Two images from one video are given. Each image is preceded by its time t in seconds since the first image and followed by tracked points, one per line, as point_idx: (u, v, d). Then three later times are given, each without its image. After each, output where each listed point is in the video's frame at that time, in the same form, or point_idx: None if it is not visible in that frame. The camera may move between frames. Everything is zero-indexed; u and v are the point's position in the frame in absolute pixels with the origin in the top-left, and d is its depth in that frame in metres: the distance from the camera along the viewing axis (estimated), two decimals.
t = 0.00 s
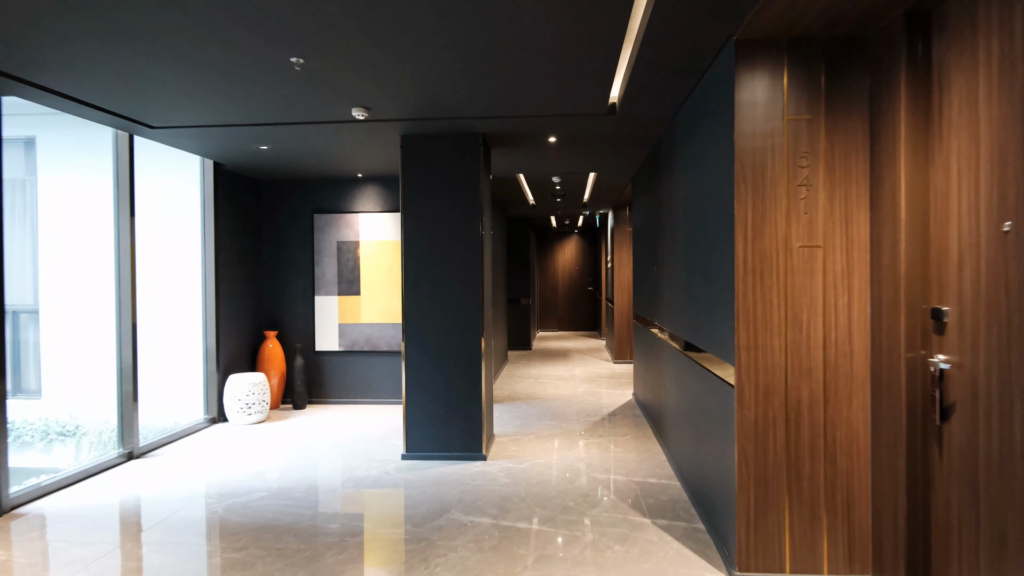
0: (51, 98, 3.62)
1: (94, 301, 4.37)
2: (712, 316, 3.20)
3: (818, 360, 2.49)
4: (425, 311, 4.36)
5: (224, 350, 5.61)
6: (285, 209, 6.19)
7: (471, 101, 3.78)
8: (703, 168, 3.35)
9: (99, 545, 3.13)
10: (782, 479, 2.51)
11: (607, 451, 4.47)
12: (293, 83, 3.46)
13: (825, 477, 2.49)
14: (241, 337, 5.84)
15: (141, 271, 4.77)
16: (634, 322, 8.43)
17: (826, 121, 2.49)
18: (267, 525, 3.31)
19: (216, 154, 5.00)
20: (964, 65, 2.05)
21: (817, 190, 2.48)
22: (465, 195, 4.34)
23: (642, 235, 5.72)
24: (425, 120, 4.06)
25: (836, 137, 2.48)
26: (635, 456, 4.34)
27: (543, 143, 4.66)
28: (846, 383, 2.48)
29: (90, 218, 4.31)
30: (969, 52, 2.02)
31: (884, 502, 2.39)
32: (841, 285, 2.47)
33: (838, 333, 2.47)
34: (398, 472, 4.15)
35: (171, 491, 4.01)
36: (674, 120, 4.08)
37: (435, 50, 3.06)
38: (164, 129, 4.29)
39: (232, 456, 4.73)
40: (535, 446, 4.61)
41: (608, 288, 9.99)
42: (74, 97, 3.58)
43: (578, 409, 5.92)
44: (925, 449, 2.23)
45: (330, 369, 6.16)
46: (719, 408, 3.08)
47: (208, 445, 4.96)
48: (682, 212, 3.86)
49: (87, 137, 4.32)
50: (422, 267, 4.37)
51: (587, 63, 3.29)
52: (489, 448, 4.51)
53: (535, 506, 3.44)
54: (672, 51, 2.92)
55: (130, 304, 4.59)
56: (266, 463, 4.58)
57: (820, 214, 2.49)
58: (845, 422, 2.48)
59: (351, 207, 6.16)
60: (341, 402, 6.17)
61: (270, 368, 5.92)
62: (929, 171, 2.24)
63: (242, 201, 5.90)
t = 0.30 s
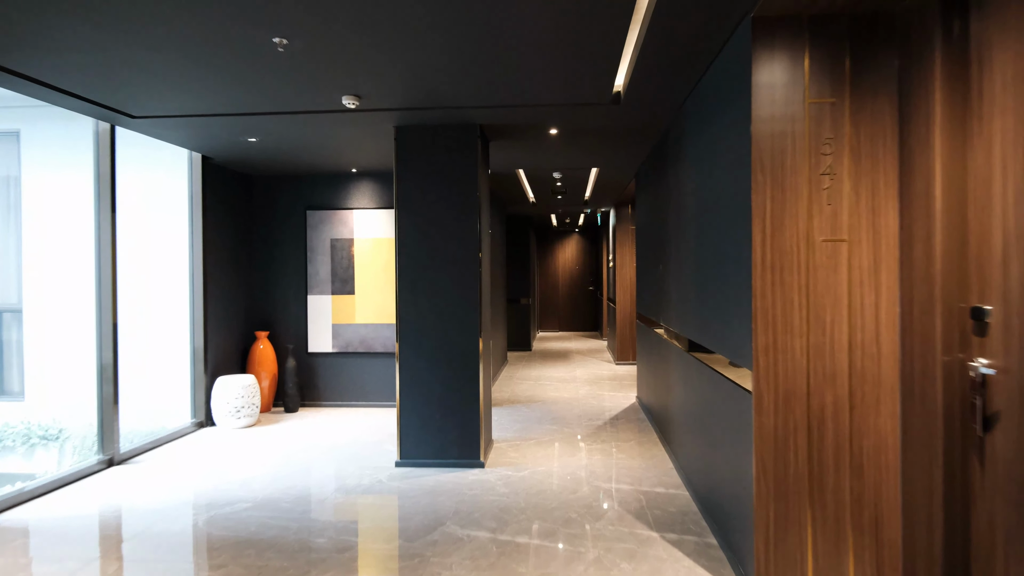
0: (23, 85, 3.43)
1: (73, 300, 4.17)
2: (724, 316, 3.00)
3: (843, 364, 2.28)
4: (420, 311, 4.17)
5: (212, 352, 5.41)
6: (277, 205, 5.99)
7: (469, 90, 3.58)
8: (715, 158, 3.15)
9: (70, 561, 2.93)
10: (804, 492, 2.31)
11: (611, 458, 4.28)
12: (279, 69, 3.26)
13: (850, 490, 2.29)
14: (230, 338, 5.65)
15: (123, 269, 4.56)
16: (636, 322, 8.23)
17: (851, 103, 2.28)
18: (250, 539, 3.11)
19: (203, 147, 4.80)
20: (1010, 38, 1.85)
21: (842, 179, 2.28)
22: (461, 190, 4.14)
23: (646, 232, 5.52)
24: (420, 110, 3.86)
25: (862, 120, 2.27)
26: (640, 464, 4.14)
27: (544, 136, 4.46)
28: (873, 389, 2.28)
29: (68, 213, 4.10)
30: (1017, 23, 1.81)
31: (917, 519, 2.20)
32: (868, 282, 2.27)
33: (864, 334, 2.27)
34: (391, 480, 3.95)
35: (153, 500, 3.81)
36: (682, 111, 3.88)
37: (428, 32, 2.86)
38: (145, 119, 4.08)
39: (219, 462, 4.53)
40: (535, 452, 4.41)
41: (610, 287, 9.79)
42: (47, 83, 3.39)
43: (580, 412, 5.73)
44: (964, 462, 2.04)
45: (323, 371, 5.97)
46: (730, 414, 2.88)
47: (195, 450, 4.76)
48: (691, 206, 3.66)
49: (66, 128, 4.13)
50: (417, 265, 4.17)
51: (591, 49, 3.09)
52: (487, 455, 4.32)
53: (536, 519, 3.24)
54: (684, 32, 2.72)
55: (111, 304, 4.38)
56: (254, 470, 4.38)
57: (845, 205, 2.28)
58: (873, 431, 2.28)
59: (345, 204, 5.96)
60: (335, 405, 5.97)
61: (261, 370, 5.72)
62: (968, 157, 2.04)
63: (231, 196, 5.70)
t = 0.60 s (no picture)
0: None
1: (54, 302, 3.97)
2: (738, 321, 2.81)
3: (871, 375, 2.10)
4: (415, 315, 3.98)
5: (201, 356, 5.22)
6: (270, 205, 5.81)
7: (467, 82, 3.40)
8: (728, 153, 2.96)
9: None
10: (828, 514, 2.12)
11: (615, 468, 4.09)
12: (265, 59, 3.07)
13: (879, 512, 2.11)
14: (220, 342, 5.46)
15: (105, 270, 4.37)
16: (639, 325, 8.04)
17: (881, 92, 2.10)
18: (233, 559, 2.93)
19: (190, 144, 4.62)
20: None
21: (870, 174, 2.10)
22: (458, 188, 3.96)
23: (650, 233, 5.34)
24: (415, 104, 3.67)
25: (892, 110, 2.09)
26: (645, 475, 3.95)
27: (545, 132, 4.28)
28: (903, 403, 2.09)
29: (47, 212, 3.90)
30: None
31: (952, 544, 2.02)
32: (899, 286, 2.09)
33: (895, 343, 2.09)
34: (384, 493, 3.76)
35: (135, 514, 3.62)
36: (690, 105, 3.70)
37: (423, 18, 2.67)
38: (127, 113, 3.89)
39: (206, 472, 4.34)
40: (536, 462, 4.23)
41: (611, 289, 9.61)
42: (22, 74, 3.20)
43: (581, 418, 5.54)
44: (1009, 485, 1.87)
45: (317, 376, 5.79)
46: (745, 425, 2.70)
47: (182, 460, 4.57)
48: (700, 205, 3.48)
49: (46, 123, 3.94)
50: (412, 266, 3.99)
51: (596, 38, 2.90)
52: (486, 465, 4.13)
53: (538, 537, 3.05)
54: (696, 17, 2.54)
55: (92, 305, 4.19)
56: (242, 480, 4.19)
57: (874, 203, 2.10)
58: (903, 448, 2.10)
59: (340, 204, 5.78)
60: (329, 410, 5.79)
61: (252, 375, 5.53)
62: (1014, 154, 1.87)
63: (222, 195, 5.52)
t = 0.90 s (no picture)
0: None
1: (30, 301, 3.78)
2: (751, 325, 2.63)
3: (901, 384, 1.93)
4: (409, 317, 3.80)
5: (189, 359, 5.04)
6: (261, 202, 5.63)
7: (463, 72, 3.22)
8: (739, 145, 2.78)
9: None
10: (853, 537, 1.95)
11: (618, 477, 3.91)
12: (248, 46, 2.89)
13: (910, 534, 1.93)
14: (210, 344, 5.29)
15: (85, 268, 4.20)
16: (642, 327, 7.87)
17: (913, 77, 1.92)
18: None
19: (177, 139, 4.45)
20: None
21: (901, 166, 1.92)
22: (455, 185, 3.79)
23: (653, 231, 5.16)
24: (409, 96, 3.50)
25: (925, 96, 1.91)
26: (650, 485, 3.77)
27: (545, 126, 4.10)
28: (936, 416, 1.92)
29: (23, 210, 3.70)
30: None
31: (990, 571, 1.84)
32: (931, 288, 1.92)
33: (927, 350, 1.91)
34: (376, 503, 3.58)
35: (114, 526, 3.44)
36: (697, 97, 3.52)
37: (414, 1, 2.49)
38: (107, 106, 3.71)
39: (191, 480, 4.17)
40: (535, 471, 4.05)
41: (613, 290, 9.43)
42: None
43: (582, 423, 5.36)
44: None
45: (310, 379, 5.62)
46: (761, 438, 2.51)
47: (167, 467, 4.40)
48: (708, 202, 3.30)
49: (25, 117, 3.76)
50: (406, 266, 3.81)
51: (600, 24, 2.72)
52: (483, 474, 3.95)
53: (537, 553, 2.87)
54: None
55: (70, 305, 4.01)
56: (228, 489, 4.01)
57: (904, 197, 1.92)
58: (937, 465, 1.92)
59: (333, 201, 5.60)
60: (322, 415, 5.61)
61: (242, 378, 5.35)
62: None
63: (211, 193, 5.34)
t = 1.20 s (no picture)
0: None
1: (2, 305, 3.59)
2: (764, 333, 2.43)
3: (939, 401, 1.73)
4: (402, 322, 3.61)
5: (175, 364, 4.85)
6: (251, 201, 5.45)
7: (457, 64, 3.03)
8: (751, 139, 2.58)
9: None
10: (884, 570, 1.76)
11: (621, 490, 3.72)
12: (226, 35, 2.70)
13: (947, 569, 1.74)
14: (197, 349, 5.10)
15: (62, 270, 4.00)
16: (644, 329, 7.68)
17: (952, 60, 1.72)
18: None
19: (160, 135, 4.26)
20: None
21: (939, 159, 1.73)
22: (449, 183, 3.60)
23: (657, 232, 4.97)
24: (401, 89, 3.31)
25: (966, 81, 1.72)
26: (654, 499, 3.59)
27: (545, 121, 3.91)
28: (978, 437, 1.72)
29: None
30: None
31: None
32: (973, 295, 1.72)
33: (967, 364, 1.72)
34: (366, 519, 3.40)
35: (88, 543, 3.25)
36: (705, 90, 3.33)
37: None
38: (83, 100, 3.52)
39: (174, 492, 3.98)
40: (535, 483, 3.86)
41: (614, 291, 9.24)
42: None
43: (583, 430, 5.17)
44: None
45: (302, 384, 5.43)
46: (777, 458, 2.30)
47: (151, 478, 4.21)
48: (718, 200, 3.11)
49: None
50: (398, 268, 3.62)
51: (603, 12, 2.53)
52: (479, 486, 3.76)
53: None
54: None
55: (44, 309, 3.81)
56: (211, 501, 3.82)
57: (942, 194, 1.73)
58: (978, 493, 1.72)
59: (326, 201, 5.42)
60: (315, 421, 5.42)
61: (231, 383, 5.16)
62: None
63: (198, 192, 5.15)
